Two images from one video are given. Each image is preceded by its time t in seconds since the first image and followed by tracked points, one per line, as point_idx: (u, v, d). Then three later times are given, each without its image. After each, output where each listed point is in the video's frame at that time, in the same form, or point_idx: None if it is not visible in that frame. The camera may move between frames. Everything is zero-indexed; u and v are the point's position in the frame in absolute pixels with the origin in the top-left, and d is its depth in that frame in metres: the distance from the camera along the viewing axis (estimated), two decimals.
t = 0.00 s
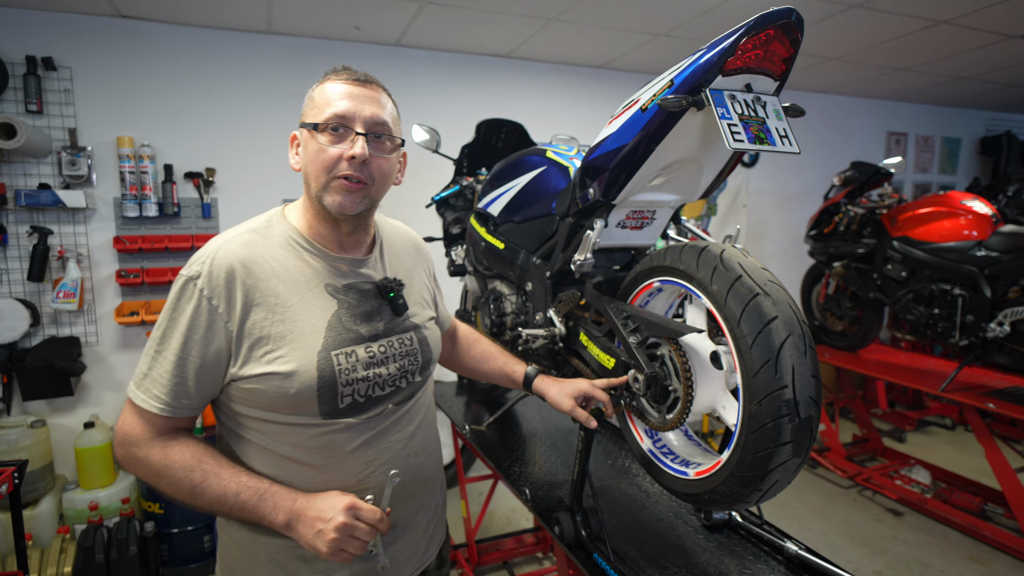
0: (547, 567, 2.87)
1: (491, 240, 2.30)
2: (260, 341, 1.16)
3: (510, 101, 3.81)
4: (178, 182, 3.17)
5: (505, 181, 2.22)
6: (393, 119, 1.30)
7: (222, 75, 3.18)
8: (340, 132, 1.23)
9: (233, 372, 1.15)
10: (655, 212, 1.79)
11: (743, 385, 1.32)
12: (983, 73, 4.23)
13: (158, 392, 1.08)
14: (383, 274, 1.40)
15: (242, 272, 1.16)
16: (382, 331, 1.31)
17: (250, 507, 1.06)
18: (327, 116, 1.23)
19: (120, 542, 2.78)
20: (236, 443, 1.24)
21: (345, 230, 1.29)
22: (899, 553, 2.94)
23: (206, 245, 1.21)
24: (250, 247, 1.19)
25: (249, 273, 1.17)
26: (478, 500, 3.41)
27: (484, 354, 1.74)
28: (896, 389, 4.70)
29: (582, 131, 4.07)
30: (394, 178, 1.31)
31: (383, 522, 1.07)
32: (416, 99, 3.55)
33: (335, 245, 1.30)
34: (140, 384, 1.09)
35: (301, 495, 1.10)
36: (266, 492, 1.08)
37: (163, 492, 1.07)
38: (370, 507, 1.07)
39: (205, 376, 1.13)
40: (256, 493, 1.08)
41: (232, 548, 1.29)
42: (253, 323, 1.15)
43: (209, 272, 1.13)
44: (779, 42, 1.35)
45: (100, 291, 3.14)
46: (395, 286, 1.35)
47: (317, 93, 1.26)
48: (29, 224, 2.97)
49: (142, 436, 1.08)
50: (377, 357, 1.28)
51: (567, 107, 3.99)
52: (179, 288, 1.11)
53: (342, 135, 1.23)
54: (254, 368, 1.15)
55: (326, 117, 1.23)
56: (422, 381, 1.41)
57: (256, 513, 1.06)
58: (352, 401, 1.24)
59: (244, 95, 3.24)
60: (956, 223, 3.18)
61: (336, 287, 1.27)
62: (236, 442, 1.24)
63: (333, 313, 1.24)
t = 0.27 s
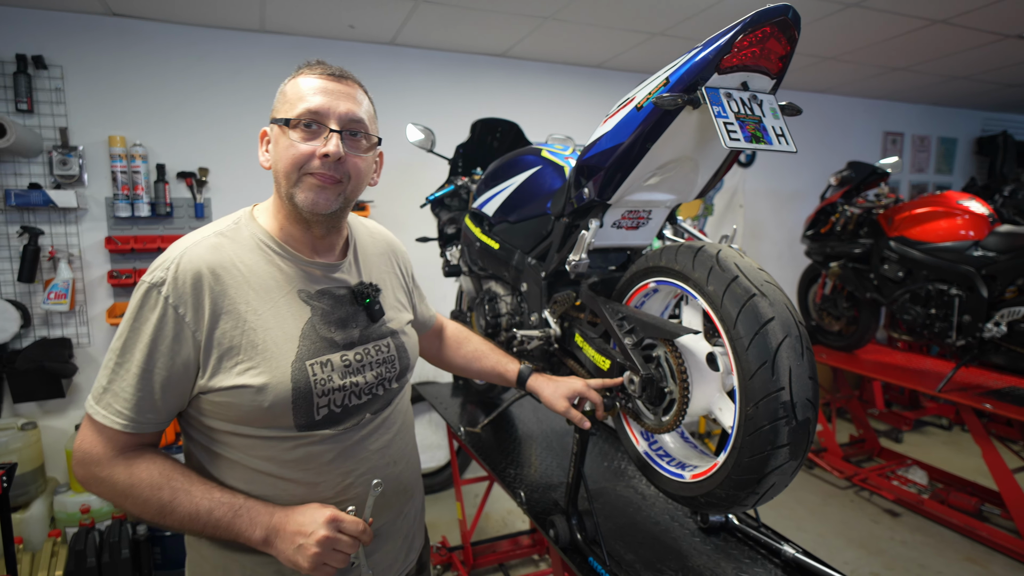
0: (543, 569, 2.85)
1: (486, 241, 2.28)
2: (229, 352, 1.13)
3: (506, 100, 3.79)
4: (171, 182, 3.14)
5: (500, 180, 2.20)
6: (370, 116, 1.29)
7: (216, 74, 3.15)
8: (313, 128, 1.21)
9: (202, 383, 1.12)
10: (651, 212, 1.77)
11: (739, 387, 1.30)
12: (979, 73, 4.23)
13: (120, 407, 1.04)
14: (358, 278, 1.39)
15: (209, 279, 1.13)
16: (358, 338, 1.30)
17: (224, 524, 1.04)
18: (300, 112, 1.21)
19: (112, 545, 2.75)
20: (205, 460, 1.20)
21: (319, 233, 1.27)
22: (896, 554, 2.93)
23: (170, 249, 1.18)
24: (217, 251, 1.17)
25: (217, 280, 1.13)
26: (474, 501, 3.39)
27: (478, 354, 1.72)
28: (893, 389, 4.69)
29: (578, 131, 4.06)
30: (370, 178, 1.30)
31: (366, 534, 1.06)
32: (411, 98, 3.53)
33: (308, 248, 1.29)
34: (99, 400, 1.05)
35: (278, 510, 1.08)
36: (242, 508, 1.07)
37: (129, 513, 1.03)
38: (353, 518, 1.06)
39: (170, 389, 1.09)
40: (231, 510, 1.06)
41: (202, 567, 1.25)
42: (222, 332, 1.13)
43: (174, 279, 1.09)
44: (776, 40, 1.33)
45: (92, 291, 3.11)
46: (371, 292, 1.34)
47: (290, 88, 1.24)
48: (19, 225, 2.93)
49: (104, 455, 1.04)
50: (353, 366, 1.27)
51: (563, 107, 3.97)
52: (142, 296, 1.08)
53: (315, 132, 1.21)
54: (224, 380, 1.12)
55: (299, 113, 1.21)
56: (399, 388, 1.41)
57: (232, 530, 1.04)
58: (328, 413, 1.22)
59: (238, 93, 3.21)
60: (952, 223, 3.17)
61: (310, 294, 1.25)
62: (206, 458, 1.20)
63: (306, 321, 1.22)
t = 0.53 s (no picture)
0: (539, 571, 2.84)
1: (481, 242, 2.27)
2: (207, 370, 1.10)
3: (502, 101, 3.78)
4: (165, 183, 3.12)
5: (495, 182, 2.19)
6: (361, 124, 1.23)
7: (211, 74, 3.13)
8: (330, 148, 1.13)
9: (177, 401, 1.10)
10: (647, 214, 1.76)
11: (735, 391, 1.29)
12: (974, 74, 4.24)
13: (89, 430, 1.01)
14: (336, 285, 1.37)
15: (183, 293, 1.09)
16: (338, 348, 1.29)
17: (206, 545, 1.04)
18: (312, 129, 1.11)
19: (104, 549, 2.71)
20: (184, 478, 1.18)
21: (302, 244, 1.23)
22: (893, 555, 2.93)
23: (139, 259, 1.13)
24: (190, 262, 1.13)
25: (191, 294, 1.10)
26: (470, 503, 3.37)
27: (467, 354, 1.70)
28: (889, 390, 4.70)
29: (574, 131, 4.05)
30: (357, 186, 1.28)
31: (353, 547, 1.09)
32: (407, 98, 3.51)
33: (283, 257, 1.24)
34: (66, 421, 1.01)
35: (261, 527, 1.08)
36: (223, 527, 1.06)
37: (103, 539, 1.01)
38: (339, 532, 1.08)
39: (143, 408, 1.06)
40: (212, 530, 1.05)
41: None
42: (199, 349, 1.10)
43: (146, 294, 1.06)
44: (772, 41, 1.32)
45: (85, 293, 3.07)
46: (349, 301, 1.32)
47: (291, 95, 1.12)
48: (11, 226, 2.91)
49: (72, 480, 1.00)
50: (334, 377, 1.27)
51: (559, 107, 3.97)
52: (111, 312, 1.04)
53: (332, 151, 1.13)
54: (202, 399, 1.10)
55: (310, 130, 1.11)
56: (378, 396, 1.41)
57: (215, 551, 1.04)
58: (310, 427, 1.22)
59: (232, 94, 3.19)
60: (949, 224, 3.19)
61: (288, 304, 1.23)
62: (186, 476, 1.18)
63: (285, 333, 1.20)
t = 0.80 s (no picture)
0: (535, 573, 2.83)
1: (476, 243, 2.25)
2: (204, 372, 1.09)
3: (498, 101, 3.77)
4: (158, 183, 3.09)
5: (490, 182, 2.18)
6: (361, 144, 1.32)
7: (205, 73, 3.11)
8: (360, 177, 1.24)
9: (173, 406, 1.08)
10: (642, 215, 1.76)
11: (731, 393, 1.28)
12: (971, 74, 4.25)
13: (85, 437, 0.98)
14: (327, 285, 1.36)
15: (176, 297, 1.07)
16: (332, 346, 1.29)
17: (203, 549, 1.01)
18: (348, 161, 1.20)
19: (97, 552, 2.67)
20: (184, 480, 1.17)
21: (300, 252, 1.25)
22: (889, 555, 2.93)
23: (127, 266, 1.11)
24: (181, 268, 1.11)
25: (185, 298, 1.08)
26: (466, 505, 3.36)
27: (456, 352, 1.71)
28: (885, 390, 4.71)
29: (571, 131, 4.05)
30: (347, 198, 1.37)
31: (350, 546, 1.09)
32: (403, 98, 3.50)
33: (278, 260, 1.24)
34: (57, 431, 0.98)
35: (257, 529, 1.07)
36: (220, 530, 1.04)
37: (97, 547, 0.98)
38: (336, 532, 1.08)
39: (139, 414, 1.04)
40: (210, 534, 1.03)
41: None
42: (194, 352, 1.08)
43: (138, 299, 1.04)
44: (767, 41, 1.31)
45: (78, 294, 3.04)
46: (340, 298, 1.32)
47: (324, 126, 1.17)
48: (3, 226, 2.87)
49: (66, 487, 0.97)
50: (329, 375, 1.26)
51: (556, 107, 3.96)
52: (102, 318, 1.01)
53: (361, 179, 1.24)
54: (200, 402, 1.08)
55: (347, 162, 1.20)
56: (373, 392, 1.41)
57: (212, 555, 1.02)
58: (307, 425, 1.21)
59: (226, 93, 3.17)
60: (945, 224, 3.19)
61: (280, 305, 1.22)
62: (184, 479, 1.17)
63: (280, 333, 1.19)
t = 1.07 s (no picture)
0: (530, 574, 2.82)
1: (470, 243, 2.25)
2: (215, 356, 1.11)
3: (493, 102, 3.76)
4: (151, 183, 3.07)
5: (484, 182, 2.17)
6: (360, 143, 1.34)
7: (197, 73, 3.09)
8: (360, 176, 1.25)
9: (186, 389, 1.11)
10: (635, 215, 1.75)
11: (723, 395, 1.27)
12: (965, 75, 4.25)
13: (104, 418, 1.02)
14: (331, 277, 1.39)
15: (187, 286, 1.11)
16: (339, 333, 1.30)
17: (218, 524, 1.04)
18: (350, 159, 1.22)
19: (90, 554, 2.67)
20: (195, 461, 1.18)
21: (307, 245, 1.28)
22: (883, 556, 2.93)
23: (142, 259, 1.15)
24: (192, 259, 1.14)
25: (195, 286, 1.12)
26: (461, 506, 3.35)
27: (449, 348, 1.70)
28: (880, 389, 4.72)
29: (566, 131, 4.04)
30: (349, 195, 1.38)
31: (357, 522, 1.10)
32: (397, 98, 3.49)
33: (285, 252, 1.27)
34: (80, 414, 1.02)
35: (268, 506, 1.10)
36: (232, 508, 1.07)
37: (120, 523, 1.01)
38: (343, 508, 1.09)
39: (154, 398, 1.07)
40: (224, 510, 1.06)
41: (195, 565, 1.23)
42: (205, 337, 1.11)
43: (151, 288, 1.08)
44: (759, 41, 1.30)
45: (69, 295, 3.01)
46: (345, 288, 1.34)
47: (326, 127, 1.19)
48: None
49: (89, 466, 1.01)
50: (337, 360, 1.27)
51: (550, 107, 3.95)
52: (118, 307, 1.06)
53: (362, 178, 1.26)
54: (211, 384, 1.11)
55: (348, 160, 1.22)
56: (379, 379, 1.41)
57: (227, 530, 1.05)
58: (314, 407, 1.22)
59: (219, 93, 3.14)
60: (939, 225, 3.18)
61: (287, 294, 1.24)
62: (195, 459, 1.18)
63: (287, 320, 1.21)
